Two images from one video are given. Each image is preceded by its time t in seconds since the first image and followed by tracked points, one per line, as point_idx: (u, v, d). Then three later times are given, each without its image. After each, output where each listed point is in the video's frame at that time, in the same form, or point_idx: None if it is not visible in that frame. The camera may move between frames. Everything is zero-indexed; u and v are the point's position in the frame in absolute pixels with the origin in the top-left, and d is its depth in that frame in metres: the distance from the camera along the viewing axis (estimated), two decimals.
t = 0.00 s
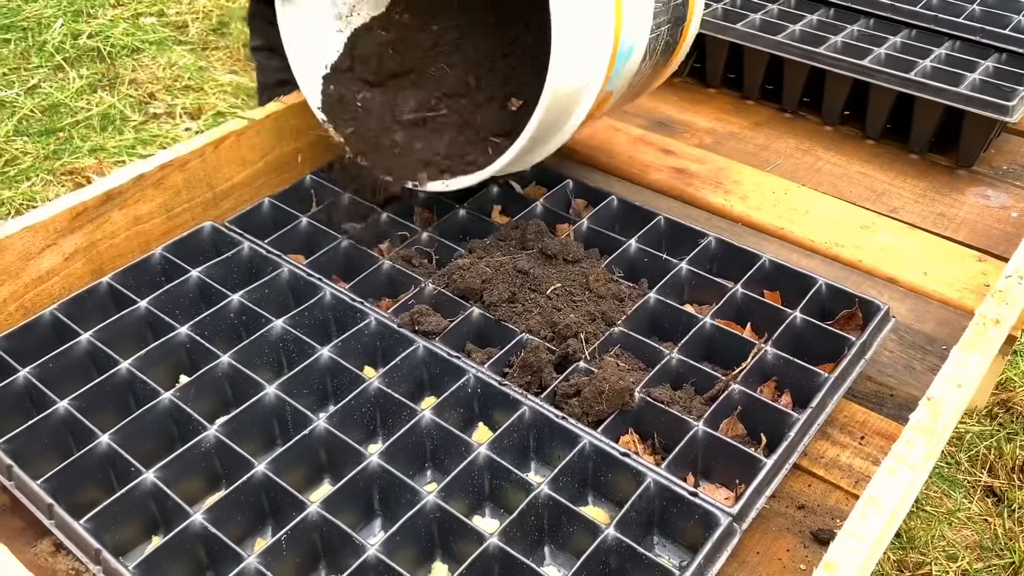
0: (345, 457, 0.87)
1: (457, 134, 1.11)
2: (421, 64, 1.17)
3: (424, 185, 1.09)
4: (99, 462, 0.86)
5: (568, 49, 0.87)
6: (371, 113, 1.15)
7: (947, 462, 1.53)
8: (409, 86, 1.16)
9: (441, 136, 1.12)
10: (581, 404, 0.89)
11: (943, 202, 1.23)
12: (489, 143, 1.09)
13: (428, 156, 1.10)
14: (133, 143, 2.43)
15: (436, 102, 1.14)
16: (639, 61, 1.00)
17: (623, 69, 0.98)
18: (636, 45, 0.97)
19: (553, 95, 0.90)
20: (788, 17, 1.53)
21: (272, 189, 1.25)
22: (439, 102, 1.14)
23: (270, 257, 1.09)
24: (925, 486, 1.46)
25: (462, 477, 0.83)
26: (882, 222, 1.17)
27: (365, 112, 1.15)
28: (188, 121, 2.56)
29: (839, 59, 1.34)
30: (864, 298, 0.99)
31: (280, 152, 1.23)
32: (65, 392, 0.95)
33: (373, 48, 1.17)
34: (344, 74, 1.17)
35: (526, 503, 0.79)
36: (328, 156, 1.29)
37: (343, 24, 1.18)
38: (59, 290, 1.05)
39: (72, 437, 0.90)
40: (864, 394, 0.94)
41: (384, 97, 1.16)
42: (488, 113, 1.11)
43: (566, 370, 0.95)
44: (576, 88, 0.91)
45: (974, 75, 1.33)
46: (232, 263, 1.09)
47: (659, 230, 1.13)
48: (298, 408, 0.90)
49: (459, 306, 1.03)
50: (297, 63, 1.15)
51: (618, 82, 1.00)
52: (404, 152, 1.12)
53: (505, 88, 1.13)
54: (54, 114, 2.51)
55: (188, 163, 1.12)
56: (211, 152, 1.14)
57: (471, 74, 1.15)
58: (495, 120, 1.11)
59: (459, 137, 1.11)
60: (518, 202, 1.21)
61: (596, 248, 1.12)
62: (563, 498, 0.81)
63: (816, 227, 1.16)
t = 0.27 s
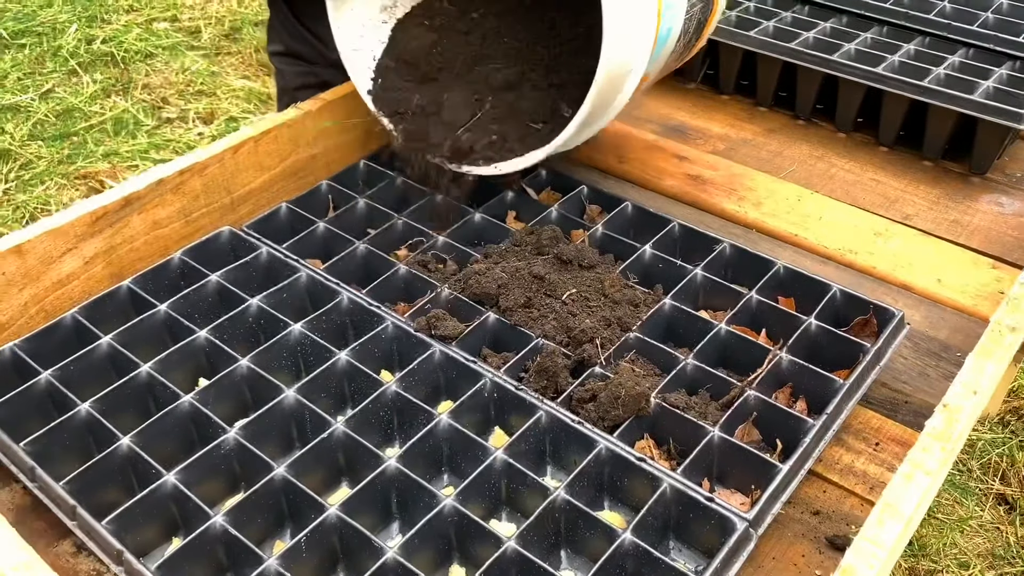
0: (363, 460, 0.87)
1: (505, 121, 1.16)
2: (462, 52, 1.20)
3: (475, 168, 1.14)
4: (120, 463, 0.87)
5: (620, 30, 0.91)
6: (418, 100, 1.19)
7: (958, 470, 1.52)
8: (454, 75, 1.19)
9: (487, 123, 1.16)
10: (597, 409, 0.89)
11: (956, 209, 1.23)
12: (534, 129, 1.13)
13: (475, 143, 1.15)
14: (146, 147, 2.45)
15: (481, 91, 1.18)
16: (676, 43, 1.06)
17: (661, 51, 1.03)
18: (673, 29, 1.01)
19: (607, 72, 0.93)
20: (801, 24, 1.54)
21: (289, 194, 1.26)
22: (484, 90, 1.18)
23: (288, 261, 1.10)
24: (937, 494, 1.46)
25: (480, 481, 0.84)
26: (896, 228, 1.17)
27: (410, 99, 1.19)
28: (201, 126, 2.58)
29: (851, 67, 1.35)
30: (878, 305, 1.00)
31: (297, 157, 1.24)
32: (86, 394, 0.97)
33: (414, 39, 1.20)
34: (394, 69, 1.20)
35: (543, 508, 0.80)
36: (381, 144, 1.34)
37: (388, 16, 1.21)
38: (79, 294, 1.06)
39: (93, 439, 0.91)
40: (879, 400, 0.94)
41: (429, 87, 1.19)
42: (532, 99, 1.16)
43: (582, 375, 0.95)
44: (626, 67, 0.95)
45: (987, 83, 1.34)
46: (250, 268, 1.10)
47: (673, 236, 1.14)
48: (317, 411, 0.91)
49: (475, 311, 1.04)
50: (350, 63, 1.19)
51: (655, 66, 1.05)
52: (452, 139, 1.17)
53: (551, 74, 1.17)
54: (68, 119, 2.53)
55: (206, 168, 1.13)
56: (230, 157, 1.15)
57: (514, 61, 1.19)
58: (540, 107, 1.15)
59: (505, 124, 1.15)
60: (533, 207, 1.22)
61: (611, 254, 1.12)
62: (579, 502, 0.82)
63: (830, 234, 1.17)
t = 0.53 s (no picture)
0: (371, 469, 0.88)
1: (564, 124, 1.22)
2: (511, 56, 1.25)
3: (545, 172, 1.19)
4: (129, 472, 0.87)
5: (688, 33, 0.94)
6: (481, 110, 1.24)
7: (964, 479, 1.52)
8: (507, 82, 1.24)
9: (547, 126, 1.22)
10: (605, 419, 0.90)
11: (962, 219, 1.23)
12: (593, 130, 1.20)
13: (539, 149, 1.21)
14: (152, 155, 2.46)
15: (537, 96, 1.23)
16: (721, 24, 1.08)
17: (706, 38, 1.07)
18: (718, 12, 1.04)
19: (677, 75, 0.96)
20: (807, 35, 1.55)
21: (297, 203, 1.26)
22: (541, 96, 1.23)
23: (296, 271, 1.11)
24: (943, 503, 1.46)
25: (488, 490, 0.84)
26: (902, 238, 1.17)
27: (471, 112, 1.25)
28: (207, 135, 2.59)
29: (857, 77, 1.36)
30: (885, 315, 1.00)
31: (305, 167, 1.25)
32: (95, 403, 0.97)
33: (463, 52, 1.24)
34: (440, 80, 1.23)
35: (551, 517, 0.80)
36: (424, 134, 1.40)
37: (432, 31, 1.25)
38: (88, 302, 1.07)
39: (103, 447, 0.91)
40: (886, 410, 0.94)
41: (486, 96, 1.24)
42: (588, 100, 1.21)
43: (589, 385, 0.95)
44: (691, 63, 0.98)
45: (993, 93, 1.34)
46: (259, 277, 1.11)
47: (680, 246, 1.14)
48: (326, 420, 0.92)
49: (483, 320, 1.04)
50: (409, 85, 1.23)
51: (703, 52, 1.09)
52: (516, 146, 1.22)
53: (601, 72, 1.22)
54: (75, 127, 2.55)
55: (215, 178, 1.14)
56: (239, 166, 1.16)
57: (565, 62, 1.24)
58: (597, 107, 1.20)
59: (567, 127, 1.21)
60: (539, 217, 1.22)
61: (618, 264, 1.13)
62: (588, 511, 0.82)
63: (836, 243, 1.17)
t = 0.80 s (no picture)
0: (369, 481, 0.88)
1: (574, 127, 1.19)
2: (523, 58, 1.23)
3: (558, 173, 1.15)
4: (126, 484, 0.87)
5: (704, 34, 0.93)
6: (496, 112, 1.21)
7: (963, 488, 1.52)
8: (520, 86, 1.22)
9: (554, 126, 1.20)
10: (602, 429, 0.90)
11: (958, 228, 1.24)
12: (607, 131, 1.17)
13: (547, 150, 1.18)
14: (150, 166, 2.47)
15: (545, 100, 1.21)
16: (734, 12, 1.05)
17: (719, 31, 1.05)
18: None
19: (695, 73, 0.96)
20: (802, 45, 1.55)
21: (294, 214, 1.27)
22: (552, 100, 1.21)
23: (293, 281, 1.11)
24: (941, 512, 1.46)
25: (485, 501, 0.84)
26: (898, 248, 1.18)
27: (483, 118, 1.21)
28: (205, 145, 2.60)
29: (853, 87, 1.36)
30: (881, 324, 1.00)
31: (303, 178, 1.25)
32: (92, 414, 0.97)
33: (474, 51, 1.21)
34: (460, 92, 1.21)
35: (549, 527, 0.80)
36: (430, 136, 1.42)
37: (447, 34, 1.20)
38: (86, 314, 1.07)
39: (100, 459, 0.91)
40: (882, 420, 0.94)
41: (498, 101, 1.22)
42: (601, 100, 1.19)
43: (586, 395, 0.95)
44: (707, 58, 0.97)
45: (987, 103, 1.35)
46: (256, 288, 1.11)
47: (676, 256, 1.15)
48: (322, 431, 0.91)
49: (480, 331, 1.04)
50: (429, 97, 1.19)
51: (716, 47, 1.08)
52: (528, 152, 1.19)
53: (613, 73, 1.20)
54: (73, 138, 2.55)
55: (213, 189, 1.14)
56: (236, 177, 1.16)
57: (577, 64, 1.21)
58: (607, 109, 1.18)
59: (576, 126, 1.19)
60: (536, 228, 1.23)
61: (615, 274, 1.13)
62: (585, 522, 0.82)
63: (832, 253, 1.18)
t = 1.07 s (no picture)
0: (359, 490, 0.88)
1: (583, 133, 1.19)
2: (531, 64, 1.24)
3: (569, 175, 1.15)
4: (116, 494, 0.87)
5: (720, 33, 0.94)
6: (507, 119, 1.22)
7: (955, 495, 1.53)
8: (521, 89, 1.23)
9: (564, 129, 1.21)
10: (591, 437, 0.90)
11: (946, 236, 1.24)
12: (619, 134, 1.17)
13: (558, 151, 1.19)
14: (144, 175, 2.47)
15: (554, 108, 1.22)
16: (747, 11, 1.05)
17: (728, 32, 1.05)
18: None
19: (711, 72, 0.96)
20: (792, 54, 1.56)
21: (286, 223, 1.27)
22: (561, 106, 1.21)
23: (284, 290, 1.11)
24: (934, 519, 1.46)
25: (475, 509, 0.84)
26: (887, 255, 1.18)
27: (492, 127, 1.22)
28: (199, 154, 2.60)
29: (841, 96, 1.37)
30: (870, 331, 1.00)
31: (294, 187, 1.26)
32: (82, 424, 0.97)
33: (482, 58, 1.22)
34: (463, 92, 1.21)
35: (538, 535, 0.80)
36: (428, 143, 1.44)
37: (452, 36, 1.21)
38: (77, 323, 1.07)
39: (90, 469, 0.91)
40: (871, 427, 0.95)
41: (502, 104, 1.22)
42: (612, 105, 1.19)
43: (576, 403, 0.96)
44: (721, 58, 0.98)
45: (975, 111, 1.36)
46: (246, 297, 1.11)
47: (666, 264, 1.15)
48: (313, 439, 0.91)
49: (470, 339, 1.04)
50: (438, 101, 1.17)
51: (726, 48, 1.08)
52: (538, 156, 1.20)
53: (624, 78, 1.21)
54: (67, 147, 2.55)
55: (204, 198, 1.14)
56: (228, 187, 1.17)
57: (587, 69, 1.22)
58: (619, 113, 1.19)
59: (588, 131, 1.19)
60: (527, 236, 1.23)
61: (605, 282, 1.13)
62: (574, 530, 0.82)
63: (821, 260, 1.18)
